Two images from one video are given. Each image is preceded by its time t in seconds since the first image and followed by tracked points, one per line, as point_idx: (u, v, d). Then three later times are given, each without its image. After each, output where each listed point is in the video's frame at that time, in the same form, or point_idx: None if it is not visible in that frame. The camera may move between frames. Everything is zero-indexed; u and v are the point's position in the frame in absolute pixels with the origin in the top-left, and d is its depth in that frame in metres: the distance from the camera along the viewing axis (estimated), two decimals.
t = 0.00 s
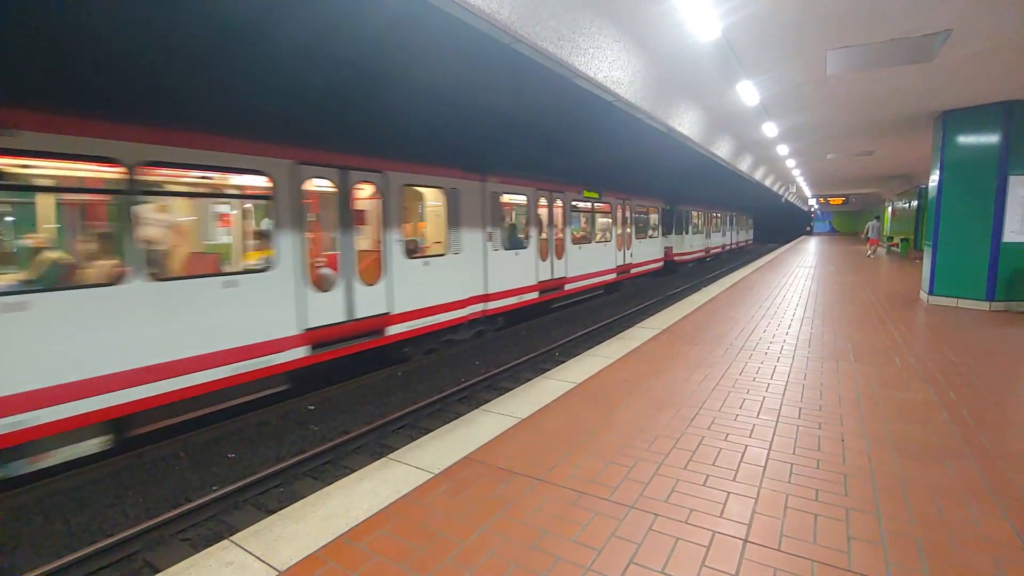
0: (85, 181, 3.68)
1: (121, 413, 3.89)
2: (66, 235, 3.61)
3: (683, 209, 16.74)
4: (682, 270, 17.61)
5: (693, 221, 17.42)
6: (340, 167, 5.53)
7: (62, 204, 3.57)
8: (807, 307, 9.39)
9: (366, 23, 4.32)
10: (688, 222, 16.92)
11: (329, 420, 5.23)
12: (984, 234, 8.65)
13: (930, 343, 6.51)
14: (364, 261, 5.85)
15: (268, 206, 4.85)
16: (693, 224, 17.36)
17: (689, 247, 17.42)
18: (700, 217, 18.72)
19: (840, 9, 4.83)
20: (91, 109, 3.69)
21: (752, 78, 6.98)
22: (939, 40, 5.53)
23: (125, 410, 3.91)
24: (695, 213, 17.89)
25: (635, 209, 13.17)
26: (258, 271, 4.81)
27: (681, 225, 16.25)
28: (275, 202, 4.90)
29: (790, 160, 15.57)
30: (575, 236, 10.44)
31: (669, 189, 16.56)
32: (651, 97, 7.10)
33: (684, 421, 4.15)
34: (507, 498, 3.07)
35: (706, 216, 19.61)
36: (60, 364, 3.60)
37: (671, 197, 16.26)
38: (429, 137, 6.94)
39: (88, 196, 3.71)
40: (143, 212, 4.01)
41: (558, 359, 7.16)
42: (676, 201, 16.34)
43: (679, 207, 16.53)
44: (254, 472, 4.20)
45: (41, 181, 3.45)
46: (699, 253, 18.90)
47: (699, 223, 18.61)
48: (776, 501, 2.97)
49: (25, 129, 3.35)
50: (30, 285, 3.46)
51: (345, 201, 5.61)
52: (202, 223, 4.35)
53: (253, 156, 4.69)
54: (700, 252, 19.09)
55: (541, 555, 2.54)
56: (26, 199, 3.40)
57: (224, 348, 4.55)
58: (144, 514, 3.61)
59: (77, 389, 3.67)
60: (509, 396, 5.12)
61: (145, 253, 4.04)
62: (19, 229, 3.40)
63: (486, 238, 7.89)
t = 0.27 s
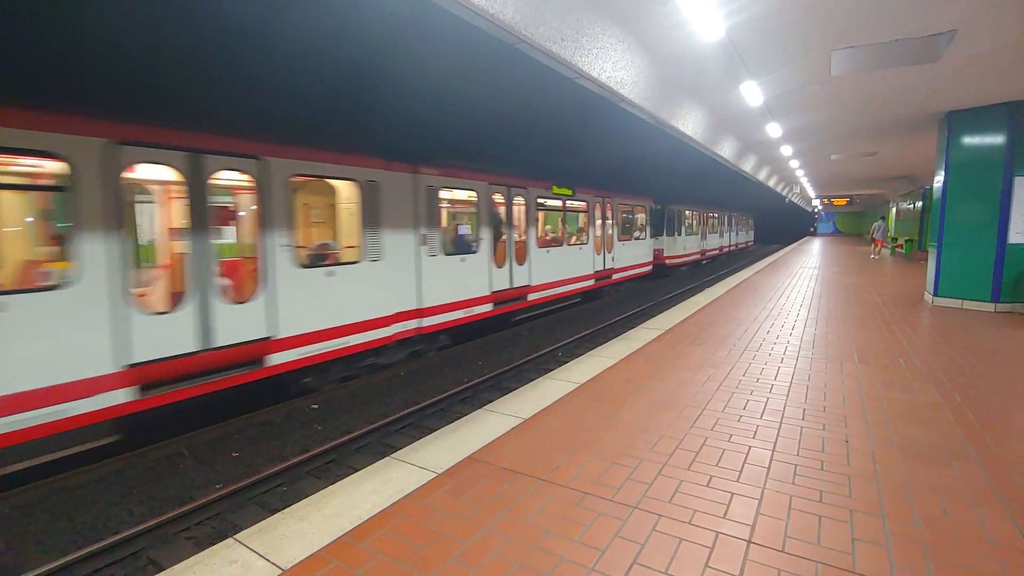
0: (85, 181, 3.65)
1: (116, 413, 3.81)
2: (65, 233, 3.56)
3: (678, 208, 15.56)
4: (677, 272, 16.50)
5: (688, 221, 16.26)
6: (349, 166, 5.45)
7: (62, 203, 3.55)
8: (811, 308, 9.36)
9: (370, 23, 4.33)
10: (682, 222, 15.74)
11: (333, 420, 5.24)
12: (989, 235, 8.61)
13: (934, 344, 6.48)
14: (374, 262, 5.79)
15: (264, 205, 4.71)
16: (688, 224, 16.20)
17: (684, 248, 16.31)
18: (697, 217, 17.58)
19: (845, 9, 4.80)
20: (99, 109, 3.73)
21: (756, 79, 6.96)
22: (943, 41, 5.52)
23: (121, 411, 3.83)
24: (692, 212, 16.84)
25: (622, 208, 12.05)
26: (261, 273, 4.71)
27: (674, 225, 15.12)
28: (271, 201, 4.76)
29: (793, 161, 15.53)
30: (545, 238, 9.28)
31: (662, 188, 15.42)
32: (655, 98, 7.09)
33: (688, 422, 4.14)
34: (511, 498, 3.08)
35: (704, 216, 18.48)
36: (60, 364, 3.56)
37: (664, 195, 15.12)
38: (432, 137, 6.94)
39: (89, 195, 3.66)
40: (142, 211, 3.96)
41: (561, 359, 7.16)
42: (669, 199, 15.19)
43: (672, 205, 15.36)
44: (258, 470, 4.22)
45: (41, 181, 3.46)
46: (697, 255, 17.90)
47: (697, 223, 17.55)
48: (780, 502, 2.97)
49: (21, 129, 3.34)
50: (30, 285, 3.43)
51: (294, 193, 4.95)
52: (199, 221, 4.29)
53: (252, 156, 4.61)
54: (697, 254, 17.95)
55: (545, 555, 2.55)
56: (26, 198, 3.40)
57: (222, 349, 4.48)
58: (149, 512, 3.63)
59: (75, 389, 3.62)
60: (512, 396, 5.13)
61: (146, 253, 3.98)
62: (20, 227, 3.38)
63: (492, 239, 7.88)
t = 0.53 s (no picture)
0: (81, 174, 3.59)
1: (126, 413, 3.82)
2: (72, 233, 3.54)
3: (668, 208, 14.62)
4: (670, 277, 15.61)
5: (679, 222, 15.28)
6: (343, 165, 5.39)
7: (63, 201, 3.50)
8: (814, 311, 9.34)
9: (374, 25, 4.34)
10: (673, 224, 14.81)
11: (334, 421, 5.24)
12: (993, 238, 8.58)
13: (937, 347, 6.46)
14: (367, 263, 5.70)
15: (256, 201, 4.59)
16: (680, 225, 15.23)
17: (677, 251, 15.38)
18: (691, 218, 16.64)
19: (850, 10, 4.79)
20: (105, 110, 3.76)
21: (759, 80, 6.95)
22: (947, 43, 5.51)
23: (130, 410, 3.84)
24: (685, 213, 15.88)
25: (603, 210, 11.11)
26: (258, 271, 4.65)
27: (663, 226, 14.18)
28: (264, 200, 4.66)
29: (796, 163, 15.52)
30: (503, 243, 8.12)
31: (654, 187, 14.50)
32: (658, 99, 7.08)
33: (690, 424, 4.13)
34: (512, 499, 3.07)
35: (700, 217, 17.56)
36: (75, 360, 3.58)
37: (652, 195, 14.15)
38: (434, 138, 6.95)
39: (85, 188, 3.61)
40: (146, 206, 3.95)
41: (563, 361, 7.16)
42: (659, 199, 14.24)
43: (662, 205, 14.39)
44: (260, 470, 4.22)
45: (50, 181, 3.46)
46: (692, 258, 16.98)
47: (692, 225, 16.61)
48: (782, 505, 2.95)
49: (21, 129, 3.31)
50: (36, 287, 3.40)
51: (248, 185, 4.53)
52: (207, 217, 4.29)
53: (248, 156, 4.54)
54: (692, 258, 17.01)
55: (547, 557, 2.54)
56: (29, 196, 3.39)
57: (228, 348, 4.46)
58: (151, 512, 3.63)
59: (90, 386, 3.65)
60: (514, 397, 5.13)
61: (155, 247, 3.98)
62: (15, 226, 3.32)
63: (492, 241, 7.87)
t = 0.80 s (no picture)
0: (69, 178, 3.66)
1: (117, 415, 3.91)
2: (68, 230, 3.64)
3: (655, 212, 13.79)
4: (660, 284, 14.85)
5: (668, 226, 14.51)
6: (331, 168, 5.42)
7: (44, 203, 3.53)
8: (817, 314, 9.32)
9: (377, 30, 4.35)
10: (661, 228, 14.02)
11: (337, 423, 5.25)
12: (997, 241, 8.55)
13: (942, 351, 6.44)
14: (351, 268, 5.70)
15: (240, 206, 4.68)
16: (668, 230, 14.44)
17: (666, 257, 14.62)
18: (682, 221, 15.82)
19: (853, 14, 4.79)
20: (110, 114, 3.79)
21: (762, 83, 6.94)
22: (950, 47, 5.51)
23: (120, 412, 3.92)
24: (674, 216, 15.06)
25: (579, 212, 10.29)
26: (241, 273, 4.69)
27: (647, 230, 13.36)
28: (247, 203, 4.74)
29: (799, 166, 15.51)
30: (446, 248, 7.08)
31: (640, 188, 13.70)
32: (660, 103, 7.08)
33: (692, 428, 4.13)
34: (514, 503, 3.07)
35: (691, 221, 16.77)
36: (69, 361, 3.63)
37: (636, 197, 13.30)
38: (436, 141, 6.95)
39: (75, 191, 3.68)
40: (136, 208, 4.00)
41: (566, 364, 7.15)
42: (644, 201, 13.42)
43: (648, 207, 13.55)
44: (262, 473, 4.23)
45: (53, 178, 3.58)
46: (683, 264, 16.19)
47: (682, 230, 15.79)
48: (785, 510, 2.94)
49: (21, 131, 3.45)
50: (23, 290, 3.44)
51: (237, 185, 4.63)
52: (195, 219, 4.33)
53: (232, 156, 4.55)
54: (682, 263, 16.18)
55: (548, 561, 2.54)
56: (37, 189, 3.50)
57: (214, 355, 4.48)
58: (153, 514, 3.63)
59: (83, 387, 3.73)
60: (516, 400, 5.13)
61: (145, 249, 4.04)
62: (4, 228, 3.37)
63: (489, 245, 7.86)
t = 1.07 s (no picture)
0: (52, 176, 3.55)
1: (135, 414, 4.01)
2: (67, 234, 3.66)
3: (645, 212, 12.87)
4: (651, 289, 13.98)
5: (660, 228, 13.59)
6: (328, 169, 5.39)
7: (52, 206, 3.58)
8: (823, 317, 9.27)
9: (383, 33, 4.38)
10: (652, 230, 13.08)
11: (341, 425, 5.27)
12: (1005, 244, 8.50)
13: (948, 354, 6.40)
14: (348, 270, 5.65)
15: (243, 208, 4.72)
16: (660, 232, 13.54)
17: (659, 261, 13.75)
18: (676, 223, 14.90)
19: (860, 15, 4.77)
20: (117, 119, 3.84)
21: (767, 85, 6.91)
22: (957, 48, 5.49)
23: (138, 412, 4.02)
24: (668, 217, 14.18)
25: (555, 212, 9.36)
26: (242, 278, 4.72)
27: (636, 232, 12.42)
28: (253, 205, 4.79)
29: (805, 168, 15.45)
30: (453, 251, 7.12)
31: (631, 187, 12.80)
32: (665, 105, 7.07)
33: (697, 431, 4.12)
34: (519, 505, 3.06)
35: (686, 223, 15.81)
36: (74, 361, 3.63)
37: (623, 196, 12.38)
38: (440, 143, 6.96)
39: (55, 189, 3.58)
40: (134, 209, 4.02)
41: (570, 366, 7.15)
42: (631, 200, 12.50)
43: (636, 207, 12.61)
44: (267, 474, 4.25)
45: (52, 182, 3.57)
46: (678, 268, 15.28)
47: (677, 232, 14.88)
48: (790, 513, 2.94)
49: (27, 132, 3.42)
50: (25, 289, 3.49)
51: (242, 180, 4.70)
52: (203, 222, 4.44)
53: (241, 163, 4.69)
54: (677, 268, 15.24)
55: (553, 562, 2.54)
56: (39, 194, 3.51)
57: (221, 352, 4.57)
58: (159, 514, 3.66)
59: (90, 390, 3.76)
60: (520, 402, 5.13)
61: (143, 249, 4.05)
62: None
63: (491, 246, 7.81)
